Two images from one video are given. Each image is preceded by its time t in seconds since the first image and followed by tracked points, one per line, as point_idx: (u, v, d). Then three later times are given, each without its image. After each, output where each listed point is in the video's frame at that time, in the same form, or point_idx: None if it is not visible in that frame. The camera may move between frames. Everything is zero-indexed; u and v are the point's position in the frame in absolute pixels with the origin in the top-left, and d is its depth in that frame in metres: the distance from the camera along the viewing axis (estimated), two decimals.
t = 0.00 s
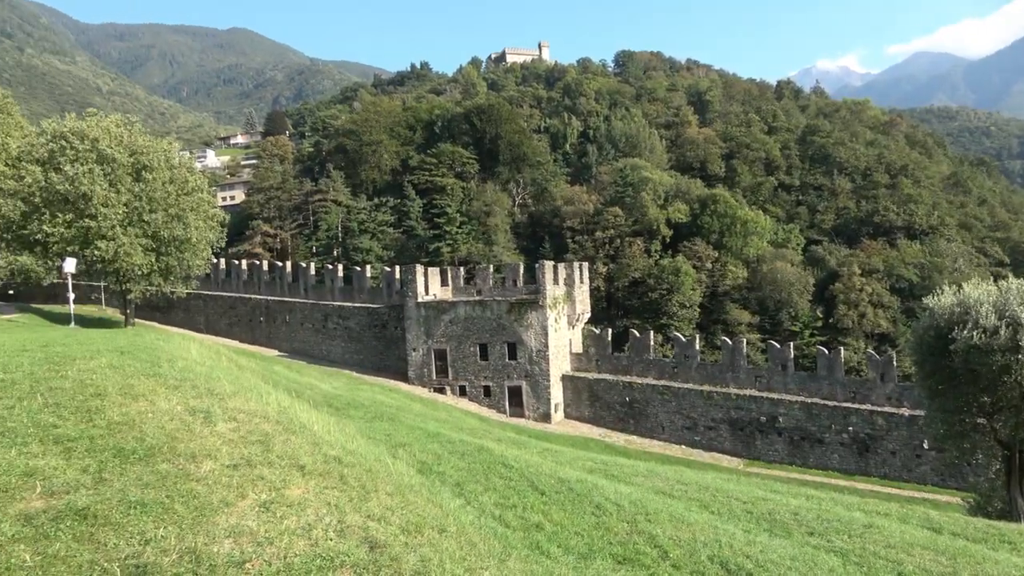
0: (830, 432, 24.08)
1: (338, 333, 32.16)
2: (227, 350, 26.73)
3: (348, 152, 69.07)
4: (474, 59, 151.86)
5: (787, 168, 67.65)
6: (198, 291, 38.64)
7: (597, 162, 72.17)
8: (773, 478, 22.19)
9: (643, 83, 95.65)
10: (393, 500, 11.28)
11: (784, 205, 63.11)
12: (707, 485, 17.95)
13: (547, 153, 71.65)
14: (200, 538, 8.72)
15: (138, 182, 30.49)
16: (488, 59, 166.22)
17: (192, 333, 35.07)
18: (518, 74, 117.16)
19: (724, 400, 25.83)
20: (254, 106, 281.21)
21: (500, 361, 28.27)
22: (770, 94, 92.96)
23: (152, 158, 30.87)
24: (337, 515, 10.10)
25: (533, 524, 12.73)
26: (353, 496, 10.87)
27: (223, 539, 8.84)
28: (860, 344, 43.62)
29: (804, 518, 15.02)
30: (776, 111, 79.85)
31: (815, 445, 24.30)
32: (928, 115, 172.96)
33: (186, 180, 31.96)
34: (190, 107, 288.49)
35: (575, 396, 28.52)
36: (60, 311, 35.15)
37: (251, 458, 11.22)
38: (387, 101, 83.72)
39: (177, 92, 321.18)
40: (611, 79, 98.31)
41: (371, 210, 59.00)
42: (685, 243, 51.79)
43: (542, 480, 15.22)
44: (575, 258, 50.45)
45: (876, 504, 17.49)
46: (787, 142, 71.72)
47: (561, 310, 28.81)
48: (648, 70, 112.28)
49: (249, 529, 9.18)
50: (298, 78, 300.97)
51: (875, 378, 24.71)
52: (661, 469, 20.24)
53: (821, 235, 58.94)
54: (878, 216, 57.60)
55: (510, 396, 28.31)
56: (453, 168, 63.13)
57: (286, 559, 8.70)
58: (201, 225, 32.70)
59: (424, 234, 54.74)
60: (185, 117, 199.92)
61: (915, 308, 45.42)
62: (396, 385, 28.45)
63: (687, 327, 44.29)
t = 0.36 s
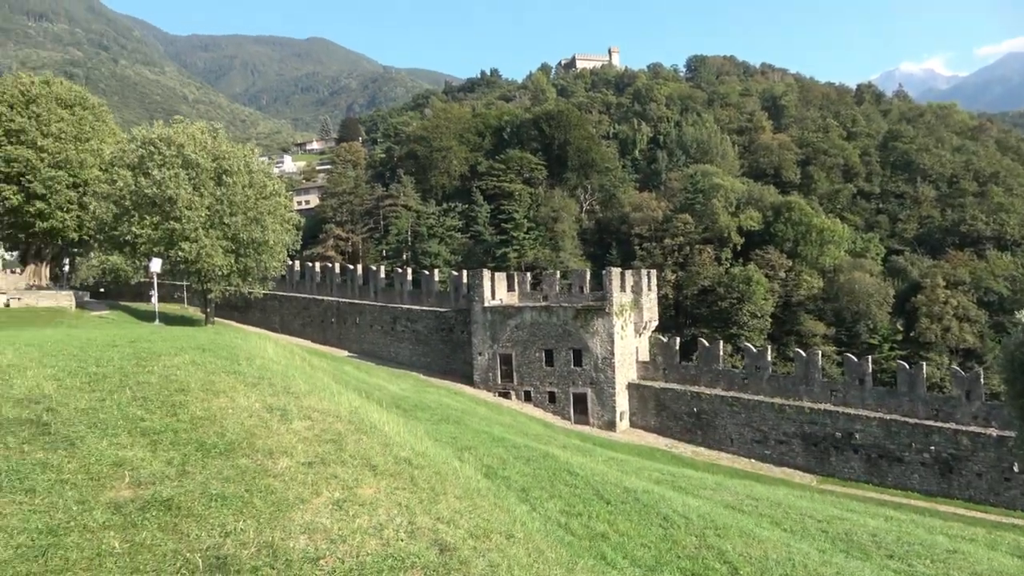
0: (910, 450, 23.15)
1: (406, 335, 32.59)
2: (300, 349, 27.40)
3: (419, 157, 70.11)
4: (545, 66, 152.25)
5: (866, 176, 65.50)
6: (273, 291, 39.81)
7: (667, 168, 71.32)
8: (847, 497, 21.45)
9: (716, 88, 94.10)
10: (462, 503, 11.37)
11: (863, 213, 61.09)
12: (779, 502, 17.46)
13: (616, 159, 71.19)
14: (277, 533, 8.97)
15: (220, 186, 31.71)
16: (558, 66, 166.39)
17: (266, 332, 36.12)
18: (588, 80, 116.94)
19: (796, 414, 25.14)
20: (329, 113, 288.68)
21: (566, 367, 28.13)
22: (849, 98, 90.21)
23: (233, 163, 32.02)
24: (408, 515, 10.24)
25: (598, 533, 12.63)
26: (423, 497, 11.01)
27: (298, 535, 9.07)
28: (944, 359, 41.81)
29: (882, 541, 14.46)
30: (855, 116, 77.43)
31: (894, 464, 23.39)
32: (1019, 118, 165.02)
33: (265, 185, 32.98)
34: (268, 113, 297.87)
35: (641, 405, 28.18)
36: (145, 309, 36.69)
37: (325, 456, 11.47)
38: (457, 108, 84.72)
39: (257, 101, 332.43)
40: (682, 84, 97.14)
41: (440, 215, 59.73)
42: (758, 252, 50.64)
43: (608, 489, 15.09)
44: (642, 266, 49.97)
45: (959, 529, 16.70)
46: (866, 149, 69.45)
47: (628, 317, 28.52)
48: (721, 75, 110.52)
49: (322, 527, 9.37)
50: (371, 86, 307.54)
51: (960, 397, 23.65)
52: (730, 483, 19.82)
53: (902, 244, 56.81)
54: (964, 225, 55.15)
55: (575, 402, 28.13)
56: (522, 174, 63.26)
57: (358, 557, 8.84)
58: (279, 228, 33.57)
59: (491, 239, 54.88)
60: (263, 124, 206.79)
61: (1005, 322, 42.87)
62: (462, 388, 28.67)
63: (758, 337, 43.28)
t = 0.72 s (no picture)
0: (1002, 469, 22.02)
1: (475, 340, 32.83)
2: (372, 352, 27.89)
3: (489, 163, 70.68)
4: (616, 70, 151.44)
5: (955, 179, 62.75)
6: (347, 295, 40.78)
7: (742, 172, 69.88)
8: (933, 515, 20.53)
9: (793, 90, 91.79)
10: (533, 509, 11.37)
11: (951, 218, 58.51)
12: (860, 518, 16.83)
13: (689, 164, 70.18)
14: (353, 532, 9.16)
15: (298, 193, 32.62)
16: (629, 70, 165.40)
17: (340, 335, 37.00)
18: (659, 83, 115.78)
19: (878, 428, 24.23)
20: (402, 121, 293.86)
21: (635, 374, 27.81)
22: (937, 98, 86.62)
23: (310, 170, 32.90)
24: (479, 519, 10.31)
25: (669, 544, 12.44)
26: (494, 502, 11.06)
27: (373, 535, 9.22)
28: None
29: (973, 564, 13.79)
30: (943, 116, 74.29)
31: (984, 483, 22.29)
32: None
33: (341, 191, 33.78)
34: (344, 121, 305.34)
35: (713, 415, 27.63)
36: (226, 311, 38.05)
37: (399, 458, 11.65)
38: (528, 114, 85.12)
39: (333, 110, 341.12)
40: (758, 86, 95.14)
41: (510, 220, 60.02)
42: (837, 258, 49.08)
43: (679, 499, 14.85)
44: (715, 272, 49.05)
45: None
46: (955, 150, 66.53)
47: (700, 325, 28.04)
48: (799, 76, 107.80)
49: (396, 527, 9.52)
50: (443, 93, 311.67)
51: None
52: (807, 497, 19.22)
53: (994, 251, 54.17)
54: None
55: (644, 410, 27.77)
56: (591, 179, 62.94)
57: (431, 559, 8.94)
58: (353, 234, 34.28)
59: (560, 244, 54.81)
60: (339, 132, 211.94)
61: None
62: (530, 393, 28.69)
63: (837, 347, 41.88)
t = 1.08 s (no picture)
0: None
1: (530, 347, 32.84)
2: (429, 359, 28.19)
3: (543, 171, 70.76)
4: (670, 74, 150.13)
5: None
6: (403, 302, 41.31)
7: (802, 174, 68.42)
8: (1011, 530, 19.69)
9: (854, 89, 89.51)
10: (593, 518, 11.32)
11: None
12: (931, 532, 16.26)
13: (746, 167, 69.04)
14: (414, 538, 9.26)
15: (355, 203, 33.25)
16: (684, 73, 163.64)
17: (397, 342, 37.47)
18: (715, 86, 114.32)
19: (950, 438, 23.38)
20: (456, 130, 296.55)
21: (693, 382, 27.42)
22: (1009, 93, 83.37)
23: (368, 181, 33.52)
24: (539, 528, 10.31)
25: (731, 557, 12.22)
26: (553, 510, 11.04)
27: (434, 541, 9.32)
28: None
29: None
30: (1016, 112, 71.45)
31: None
32: None
33: (397, 201, 34.28)
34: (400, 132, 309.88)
35: (774, 424, 27.04)
36: (288, 319, 38.96)
37: (458, 465, 11.72)
38: (581, 120, 85.00)
39: (388, 120, 346.30)
40: (817, 86, 93.09)
41: (564, 227, 59.96)
42: (903, 262, 47.61)
43: (741, 510, 14.57)
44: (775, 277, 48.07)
45: None
46: None
47: (760, 331, 27.54)
48: (861, 74, 105.13)
49: (457, 534, 9.59)
50: (496, 101, 313.47)
51: None
52: (875, 509, 18.64)
53: None
54: None
55: (703, 418, 27.33)
56: (646, 184, 62.44)
57: (491, 567, 8.98)
58: (409, 242, 34.68)
59: (614, 250, 53.80)
60: (394, 142, 215.00)
61: None
62: (586, 401, 28.57)
63: (905, 354, 40.51)
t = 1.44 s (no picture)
0: None
1: (582, 354, 32.67)
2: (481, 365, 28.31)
3: (595, 177, 70.52)
4: (726, 77, 148.08)
5: None
6: (456, 308, 41.58)
7: (863, 178, 66.68)
8: None
9: (919, 90, 86.87)
10: (649, 528, 11.20)
11: None
12: (1003, 551, 15.61)
13: (804, 171, 67.60)
14: (468, 543, 9.30)
15: (410, 210, 33.63)
16: (740, 76, 161.25)
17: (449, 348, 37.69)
18: (772, 89, 112.35)
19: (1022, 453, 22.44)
20: (508, 136, 297.78)
21: (749, 391, 26.91)
22: None
23: (422, 188, 33.88)
24: (593, 536, 10.24)
25: (791, 571, 11.95)
26: (608, 519, 10.96)
27: (488, 547, 9.34)
28: None
29: None
30: None
31: None
32: None
33: (449, 207, 34.55)
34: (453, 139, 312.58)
35: (834, 435, 26.34)
36: (343, 325, 39.60)
37: (511, 471, 11.72)
38: (634, 125, 84.48)
39: (441, 128, 349.56)
40: (879, 87, 90.67)
41: (616, 233, 59.62)
42: (971, 269, 45.95)
43: (801, 523, 14.23)
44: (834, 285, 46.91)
45: None
46: None
47: (819, 339, 26.89)
48: (925, 75, 102.01)
49: (511, 541, 9.59)
50: (549, 108, 313.63)
51: None
52: (941, 526, 17.98)
53: None
54: None
55: (759, 428, 26.78)
56: (701, 189, 61.63)
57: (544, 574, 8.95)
58: (461, 248, 34.87)
59: (668, 256, 53.38)
60: (447, 149, 216.85)
61: None
62: (639, 409, 28.29)
63: (974, 364, 39.01)
